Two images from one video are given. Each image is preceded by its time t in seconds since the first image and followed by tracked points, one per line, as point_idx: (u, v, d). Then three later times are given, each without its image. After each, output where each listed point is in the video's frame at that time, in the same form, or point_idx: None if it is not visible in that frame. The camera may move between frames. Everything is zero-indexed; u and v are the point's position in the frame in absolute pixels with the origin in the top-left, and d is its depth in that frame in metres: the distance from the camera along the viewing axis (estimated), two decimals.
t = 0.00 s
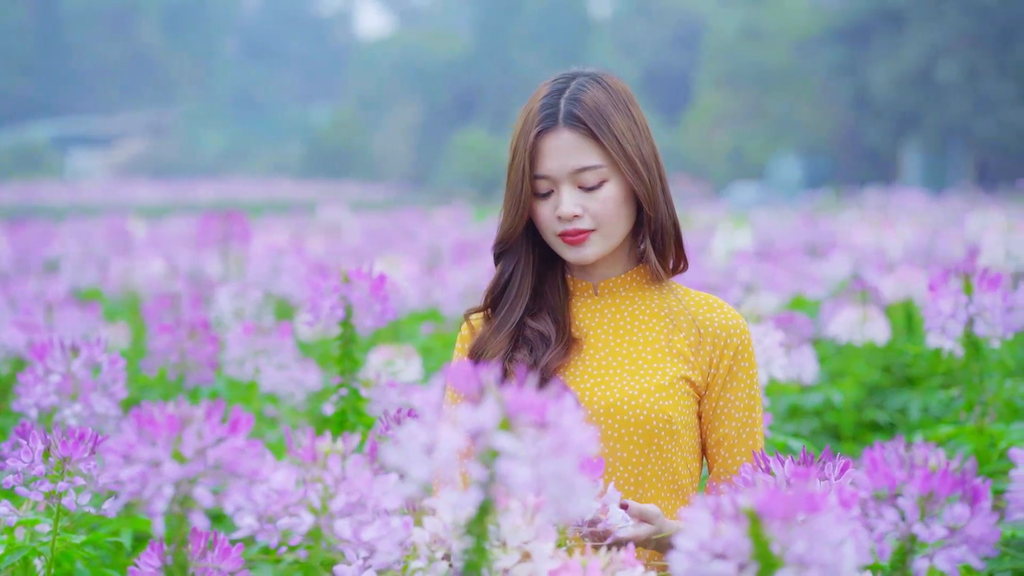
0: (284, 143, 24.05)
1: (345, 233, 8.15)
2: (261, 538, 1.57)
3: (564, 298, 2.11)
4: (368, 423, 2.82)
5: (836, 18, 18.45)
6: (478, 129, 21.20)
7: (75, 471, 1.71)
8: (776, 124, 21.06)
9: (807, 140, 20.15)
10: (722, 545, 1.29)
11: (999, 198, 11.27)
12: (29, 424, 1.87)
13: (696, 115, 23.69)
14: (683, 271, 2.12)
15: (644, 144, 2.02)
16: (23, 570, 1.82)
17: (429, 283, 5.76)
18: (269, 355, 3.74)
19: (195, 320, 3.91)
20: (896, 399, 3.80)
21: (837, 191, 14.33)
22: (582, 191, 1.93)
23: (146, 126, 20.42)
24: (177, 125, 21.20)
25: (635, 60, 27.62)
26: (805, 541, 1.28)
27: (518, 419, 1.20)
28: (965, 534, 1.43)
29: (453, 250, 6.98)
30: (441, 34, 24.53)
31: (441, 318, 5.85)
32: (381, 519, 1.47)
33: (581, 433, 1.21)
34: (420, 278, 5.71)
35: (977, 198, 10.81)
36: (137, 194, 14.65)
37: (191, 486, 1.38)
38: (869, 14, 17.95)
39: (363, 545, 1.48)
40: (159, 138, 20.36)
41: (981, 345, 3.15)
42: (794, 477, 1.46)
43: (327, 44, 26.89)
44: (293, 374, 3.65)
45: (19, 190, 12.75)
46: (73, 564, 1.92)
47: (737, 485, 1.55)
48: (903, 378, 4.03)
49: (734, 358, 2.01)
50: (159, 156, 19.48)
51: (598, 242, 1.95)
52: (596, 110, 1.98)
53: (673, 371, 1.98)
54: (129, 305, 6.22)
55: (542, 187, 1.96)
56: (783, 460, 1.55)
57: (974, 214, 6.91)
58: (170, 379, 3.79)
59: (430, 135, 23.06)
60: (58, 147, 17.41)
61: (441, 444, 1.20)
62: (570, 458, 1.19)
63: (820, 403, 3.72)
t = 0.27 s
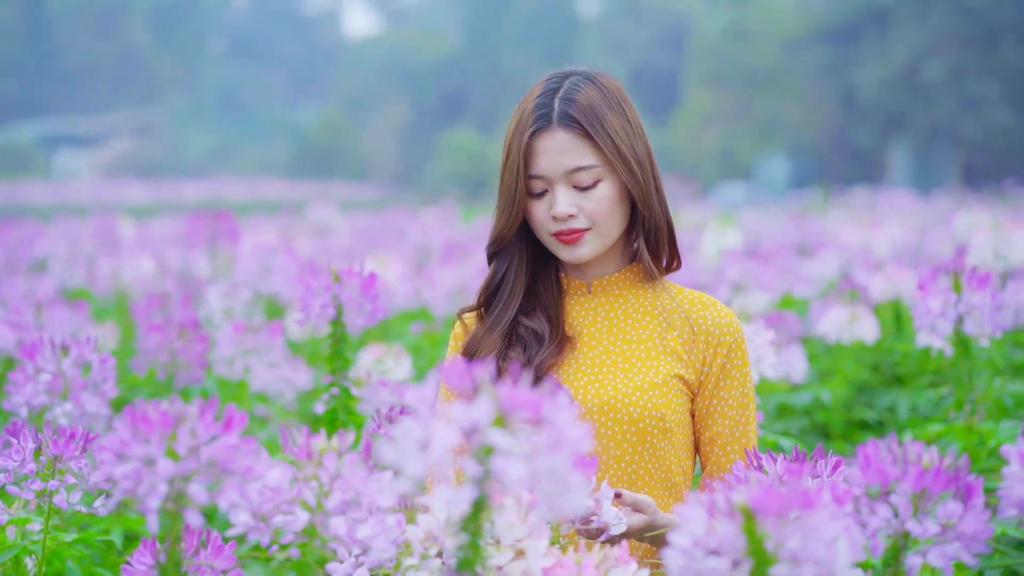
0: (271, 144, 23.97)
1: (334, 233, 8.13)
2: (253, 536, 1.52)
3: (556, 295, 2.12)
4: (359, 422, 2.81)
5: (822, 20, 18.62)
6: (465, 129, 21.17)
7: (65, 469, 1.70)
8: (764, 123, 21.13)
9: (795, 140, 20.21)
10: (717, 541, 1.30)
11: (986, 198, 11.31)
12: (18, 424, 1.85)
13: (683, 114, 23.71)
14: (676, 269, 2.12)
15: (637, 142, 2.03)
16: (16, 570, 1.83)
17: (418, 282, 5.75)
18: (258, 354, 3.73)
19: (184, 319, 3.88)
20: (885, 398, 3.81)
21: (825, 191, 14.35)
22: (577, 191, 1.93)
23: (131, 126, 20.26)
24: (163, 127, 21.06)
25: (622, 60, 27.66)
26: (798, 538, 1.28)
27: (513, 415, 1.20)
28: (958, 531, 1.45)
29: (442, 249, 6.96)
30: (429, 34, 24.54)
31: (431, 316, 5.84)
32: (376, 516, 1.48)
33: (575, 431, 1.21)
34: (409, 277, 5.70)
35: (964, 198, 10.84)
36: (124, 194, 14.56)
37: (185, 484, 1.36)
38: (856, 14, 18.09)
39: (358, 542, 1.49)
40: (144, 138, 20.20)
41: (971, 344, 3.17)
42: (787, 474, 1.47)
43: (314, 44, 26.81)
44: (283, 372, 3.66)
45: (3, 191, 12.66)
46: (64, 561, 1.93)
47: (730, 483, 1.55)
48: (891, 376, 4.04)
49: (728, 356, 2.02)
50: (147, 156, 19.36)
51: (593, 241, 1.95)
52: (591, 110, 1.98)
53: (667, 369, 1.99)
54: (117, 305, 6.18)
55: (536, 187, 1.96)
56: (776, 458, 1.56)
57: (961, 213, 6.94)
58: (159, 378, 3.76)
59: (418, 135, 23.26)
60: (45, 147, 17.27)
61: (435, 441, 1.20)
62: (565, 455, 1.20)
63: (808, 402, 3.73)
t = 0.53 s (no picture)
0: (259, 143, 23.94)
1: (324, 233, 8.11)
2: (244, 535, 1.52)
3: (550, 294, 2.12)
4: (349, 421, 2.81)
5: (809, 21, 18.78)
6: (454, 129, 21.18)
7: (58, 470, 1.70)
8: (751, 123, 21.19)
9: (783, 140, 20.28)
10: (709, 538, 1.30)
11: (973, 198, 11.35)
12: (10, 424, 1.85)
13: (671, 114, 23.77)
14: (670, 267, 2.12)
15: (631, 141, 2.03)
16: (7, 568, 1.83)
17: (408, 282, 5.73)
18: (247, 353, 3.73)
19: (174, 318, 3.87)
20: (875, 398, 3.82)
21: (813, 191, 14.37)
22: (570, 191, 1.93)
23: (118, 126, 20.22)
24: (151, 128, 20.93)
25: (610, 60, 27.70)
26: (791, 535, 1.28)
27: (510, 413, 1.20)
28: (949, 529, 1.45)
29: (431, 248, 6.97)
30: (416, 34, 24.57)
31: (420, 315, 5.83)
32: (369, 515, 1.48)
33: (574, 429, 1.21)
34: (399, 276, 5.69)
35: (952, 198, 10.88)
36: (112, 194, 14.51)
37: (179, 482, 1.36)
38: (842, 15, 18.24)
39: (350, 540, 1.49)
40: (132, 138, 20.17)
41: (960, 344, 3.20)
42: (779, 471, 1.47)
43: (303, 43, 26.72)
44: (272, 372, 3.63)
45: None
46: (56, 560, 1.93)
47: (722, 482, 1.55)
48: (880, 376, 4.06)
49: (722, 354, 2.02)
50: (134, 156, 19.31)
51: (587, 239, 1.95)
52: (584, 109, 1.98)
53: (661, 368, 1.99)
54: (105, 305, 6.17)
55: (530, 186, 1.96)
56: (769, 457, 1.56)
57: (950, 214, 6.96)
58: (149, 378, 3.75)
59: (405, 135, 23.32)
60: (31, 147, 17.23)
61: (433, 438, 1.19)
62: (562, 453, 1.20)
63: (797, 402, 3.74)
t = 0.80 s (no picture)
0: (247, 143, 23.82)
1: (311, 233, 8.08)
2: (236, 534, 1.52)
3: (543, 293, 2.12)
4: (339, 420, 2.82)
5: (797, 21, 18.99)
6: (442, 129, 21.14)
7: (50, 468, 1.70)
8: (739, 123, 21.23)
9: (770, 141, 20.34)
10: (701, 536, 1.31)
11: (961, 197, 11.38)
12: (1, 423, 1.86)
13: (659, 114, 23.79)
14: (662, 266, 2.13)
15: (623, 140, 2.03)
16: None
17: (397, 281, 5.71)
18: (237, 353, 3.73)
19: (163, 318, 3.86)
20: (863, 397, 3.83)
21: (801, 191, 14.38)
22: (563, 189, 1.93)
23: (105, 126, 20.08)
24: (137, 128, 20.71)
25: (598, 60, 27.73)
26: (784, 532, 1.28)
27: (507, 411, 1.20)
28: (941, 527, 1.46)
29: (421, 248, 6.95)
30: (404, 34, 24.56)
31: (410, 315, 5.82)
32: (362, 513, 1.49)
33: (571, 428, 1.22)
34: (388, 276, 5.68)
35: (940, 198, 10.90)
36: (98, 194, 14.40)
37: (173, 480, 1.37)
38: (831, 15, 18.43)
39: (344, 538, 1.50)
40: (119, 138, 20.04)
41: (948, 343, 3.22)
42: (771, 469, 1.48)
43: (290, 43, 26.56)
44: (261, 372, 3.63)
45: None
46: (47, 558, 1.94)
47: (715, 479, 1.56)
48: (868, 375, 4.07)
49: (715, 353, 2.03)
50: (122, 156, 19.19)
51: (579, 238, 1.96)
52: (575, 108, 1.98)
53: (654, 367, 2.00)
54: (94, 304, 6.13)
55: (522, 185, 1.96)
56: (760, 455, 1.56)
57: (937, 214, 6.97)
58: (139, 377, 3.73)
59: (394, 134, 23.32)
60: (18, 146, 17.10)
61: (430, 436, 1.20)
62: (557, 451, 1.20)
63: (786, 401, 3.75)
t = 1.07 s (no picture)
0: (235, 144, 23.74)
1: (299, 232, 8.08)
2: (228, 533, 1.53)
3: (535, 292, 2.12)
4: (330, 420, 2.81)
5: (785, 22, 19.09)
6: (431, 129, 21.10)
7: (41, 467, 1.70)
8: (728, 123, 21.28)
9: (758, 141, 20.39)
10: (692, 535, 1.31)
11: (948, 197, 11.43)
12: None
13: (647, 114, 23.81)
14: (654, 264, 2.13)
15: (614, 139, 2.04)
16: None
17: (387, 280, 5.70)
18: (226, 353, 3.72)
19: (153, 317, 3.85)
20: (852, 396, 3.84)
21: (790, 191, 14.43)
22: (553, 187, 1.94)
23: (93, 127, 19.97)
24: (126, 129, 20.67)
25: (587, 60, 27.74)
26: (776, 531, 1.29)
27: (501, 409, 1.20)
28: (933, 525, 1.47)
29: (411, 247, 6.93)
30: (392, 34, 24.52)
31: (400, 314, 5.81)
32: (354, 513, 1.48)
33: (563, 425, 1.22)
34: (378, 275, 5.67)
35: (926, 197, 10.95)
36: (87, 194, 14.34)
37: (164, 479, 1.39)
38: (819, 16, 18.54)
39: (335, 538, 1.50)
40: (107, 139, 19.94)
41: (937, 342, 3.24)
42: (764, 467, 1.49)
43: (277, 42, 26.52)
44: (251, 371, 3.63)
45: None
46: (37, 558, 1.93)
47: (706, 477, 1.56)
48: (857, 375, 4.09)
49: (706, 353, 2.03)
50: (109, 156, 19.08)
51: (570, 236, 1.96)
52: (566, 106, 1.98)
53: (645, 367, 2.00)
54: (83, 304, 6.10)
55: (513, 183, 1.96)
56: (751, 453, 1.57)
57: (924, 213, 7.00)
58: (129, 377, 3.72)
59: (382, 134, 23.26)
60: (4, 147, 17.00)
61: (422, 434, 1.20)
62: (550, 450, 1.20)
63: (775, 401, 3.76)
